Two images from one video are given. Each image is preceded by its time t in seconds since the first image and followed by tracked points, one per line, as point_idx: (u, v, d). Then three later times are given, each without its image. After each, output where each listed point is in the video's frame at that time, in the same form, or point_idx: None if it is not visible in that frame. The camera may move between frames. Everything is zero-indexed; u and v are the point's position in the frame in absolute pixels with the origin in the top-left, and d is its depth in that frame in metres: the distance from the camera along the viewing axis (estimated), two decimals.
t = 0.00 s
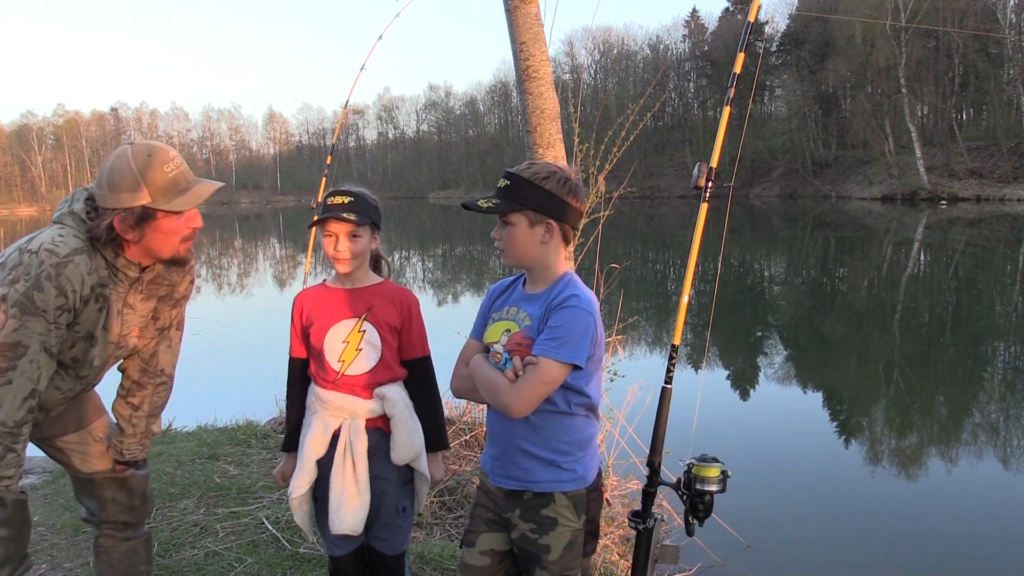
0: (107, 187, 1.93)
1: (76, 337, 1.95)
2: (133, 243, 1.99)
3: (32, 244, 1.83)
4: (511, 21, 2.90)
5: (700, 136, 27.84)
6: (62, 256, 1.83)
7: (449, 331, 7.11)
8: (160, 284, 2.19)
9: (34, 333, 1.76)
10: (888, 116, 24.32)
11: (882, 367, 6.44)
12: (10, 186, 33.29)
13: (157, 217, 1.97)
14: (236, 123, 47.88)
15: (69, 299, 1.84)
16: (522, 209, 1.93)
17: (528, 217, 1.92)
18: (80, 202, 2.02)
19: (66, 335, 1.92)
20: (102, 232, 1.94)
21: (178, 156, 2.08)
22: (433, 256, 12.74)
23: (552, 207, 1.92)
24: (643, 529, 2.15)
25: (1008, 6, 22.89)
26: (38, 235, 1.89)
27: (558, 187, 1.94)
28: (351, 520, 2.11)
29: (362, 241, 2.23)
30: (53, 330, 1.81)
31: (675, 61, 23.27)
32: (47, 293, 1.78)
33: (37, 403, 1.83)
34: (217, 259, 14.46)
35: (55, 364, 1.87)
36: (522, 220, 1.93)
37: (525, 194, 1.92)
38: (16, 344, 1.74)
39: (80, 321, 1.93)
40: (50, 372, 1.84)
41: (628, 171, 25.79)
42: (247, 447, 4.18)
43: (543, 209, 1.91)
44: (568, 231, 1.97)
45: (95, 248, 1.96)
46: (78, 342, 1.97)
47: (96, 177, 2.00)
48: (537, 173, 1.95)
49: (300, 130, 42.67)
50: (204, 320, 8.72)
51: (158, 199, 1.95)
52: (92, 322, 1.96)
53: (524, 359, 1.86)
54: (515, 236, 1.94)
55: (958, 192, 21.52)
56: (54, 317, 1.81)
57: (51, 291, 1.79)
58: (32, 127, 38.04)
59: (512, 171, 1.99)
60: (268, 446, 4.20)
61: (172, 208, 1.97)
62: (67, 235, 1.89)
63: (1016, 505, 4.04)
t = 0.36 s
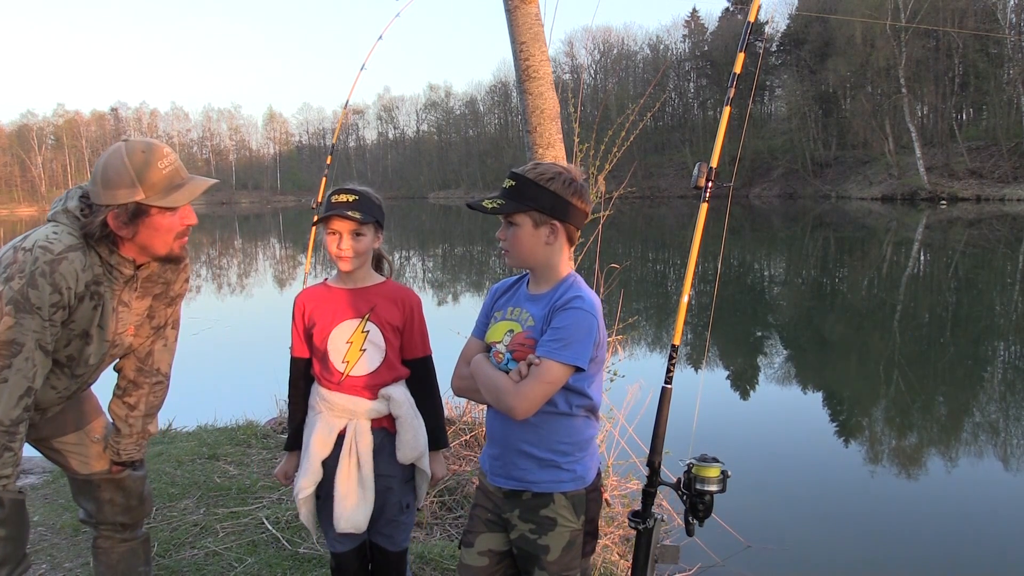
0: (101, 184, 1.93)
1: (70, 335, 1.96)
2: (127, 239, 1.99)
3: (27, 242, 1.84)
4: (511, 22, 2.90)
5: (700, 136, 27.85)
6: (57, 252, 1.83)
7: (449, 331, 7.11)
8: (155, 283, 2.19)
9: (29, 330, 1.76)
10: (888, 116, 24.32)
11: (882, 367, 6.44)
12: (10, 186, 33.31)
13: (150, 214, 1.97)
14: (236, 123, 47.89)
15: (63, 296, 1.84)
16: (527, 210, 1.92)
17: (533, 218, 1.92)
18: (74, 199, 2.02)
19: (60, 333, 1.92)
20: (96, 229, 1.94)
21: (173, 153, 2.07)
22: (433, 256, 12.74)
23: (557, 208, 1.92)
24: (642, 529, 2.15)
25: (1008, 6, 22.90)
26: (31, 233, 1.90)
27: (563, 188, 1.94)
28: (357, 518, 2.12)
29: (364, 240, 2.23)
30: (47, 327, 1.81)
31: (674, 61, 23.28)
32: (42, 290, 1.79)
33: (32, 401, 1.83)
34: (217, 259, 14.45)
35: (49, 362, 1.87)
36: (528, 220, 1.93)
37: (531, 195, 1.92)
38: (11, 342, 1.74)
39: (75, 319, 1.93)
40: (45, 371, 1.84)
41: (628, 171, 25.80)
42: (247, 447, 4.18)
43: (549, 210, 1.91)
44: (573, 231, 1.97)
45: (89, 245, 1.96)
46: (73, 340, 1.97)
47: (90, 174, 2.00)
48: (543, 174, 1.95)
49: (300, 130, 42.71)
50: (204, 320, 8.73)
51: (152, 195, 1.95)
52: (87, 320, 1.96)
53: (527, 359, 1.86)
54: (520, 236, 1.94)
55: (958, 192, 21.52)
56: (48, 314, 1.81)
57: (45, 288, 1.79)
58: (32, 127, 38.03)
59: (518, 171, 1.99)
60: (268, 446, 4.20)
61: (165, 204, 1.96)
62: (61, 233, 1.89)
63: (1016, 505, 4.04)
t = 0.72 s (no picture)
0: (101, 183, 1.93)
1: (70, 334, 1.96)
2: (126, 238, 1.99)
3: (27, 241, 1.84)
4: (511, 21, 2.90)
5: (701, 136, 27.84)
6: (57, 252, 1.84)
7: (449, 332, 7.11)
8: (155, 283, 2.20)
9: (30, 329, 1.76)
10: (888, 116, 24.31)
11: (882, 367, 6.44)
12: (11, 186, 33.29)
13: (150, 213, 1.97)
14: (236, 123, 47.88)
15: (63, 295, 1.84)
16: (527, 211, 1.93)
17: (534, 219, 1.93)
18: (73, 199, 2.02)
19: (60, 332, 1.92)
20: (95, 228, 1.94)
21: (173, 153, 2.08)
22: (433, 256, 12.74)
23: (557, 208, 1.92)
24: (642, 528, 2.15)
25: (1008, 6, 22.90)
26: (31, 232, 1.90)
27: (564, 188, 1.94)
28: (355, 517, 2.13)
29: (365, 240, 2.23)
30: (48, 326, 1.81)
31: (674, 61, 23.25)
32: (42, 289, 1.79)
33: (33, 401, 1.83)
34: (217, 259, 14.44)
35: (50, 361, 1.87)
36: (528, 221, 1.93)
37: (532, 196, 1.92)
38: (12, 341, 1.74)
39: (75, 319, 1.94)
40: (45, 370, 1.84)
41: (628, 171, 25.79)
42: (247, 447, 4.18)
43: (549, 210, 1.91)
44: (575, 232, 1.97)
45: (89, 244, 1.96)
46: (73, 339, 1.97)
47: (90, 174, 2.01)
48: (544, 175, 1.95)
49: (300, 130, 42.70)
50: (205, 320, 8.73)
51: (151, 194, 1.95)
52: (86, 319, 1.96)
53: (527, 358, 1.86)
54: (521, 237, 1.94)
55: (958, 191, 21.53)
56: (49, 313, 1.81)
57: (45, 287, 1.79)
58: (32, 127, 38.00)
59: (519, 172, 1.99)
60: (268, 446, 4.20)
61: (165, 203, 1.96)
62: (61, 232, 1.90)
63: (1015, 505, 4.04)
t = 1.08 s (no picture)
0: (104, 184, 1.94)
1: (74, 334, 1.96)
2: (130, 238, 1.98)
3: (31, 242, 1.84)
4: (511, 22, 2.90)
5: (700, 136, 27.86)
6: (61, 252, 1.84)
7: (449, 332, 7.10)
8: (157, 283, 2.20)
9: (33, 329, 1.76)
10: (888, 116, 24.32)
11: (882, 367, 6.44)
12: (10, 186, 33.29)
13: (152, 214, 1.98)
14: (236, 123, 47.86)
15: (67, 295, 1.84)
16: (528, 211, 1.93)
17: (536, 219, 1.93)
18: (77, 199, 2.02)
19: (64, 332, 1.93)
20: (99, 229, 1.94)
21: (176, 153, 2.08)
22: (433, 256, 12.74)
23: (559, 208, 1.92)
24: (642, 529, 2.15)
25: (1008, 6, 22.90)
26: (35, 232, 1.89)
27: (564, 188, 1.94)
28: (356, 516, 2.13)
29: (376, 240, 2.23)
30: (51, 327, 1.81)
31: (674, 60, 23.24)
32: (46, 289, 1.79)
33: (36, 402, 1.83)
34: (217, 259, 14.43)
35: (53, 361, 1.87)
36: (530, 221, 1.93)
37: (535, 196, 1.93)
38: (15, 341, 1.74)
39: (78, 319, 1.93)
40: (49, 370, 1.84)
41: (629, 171, 25.77)
42: (247, 447, 4.18)
43: (551, 211, 1.92)
44: (576, 233, 1.98)
45: (92, 245, 1.96)
46: (76, 339, 1.98)
47: (93, 174, 2.00)
48: (544, 175, 1.96)
49: (300, 130, 42.67)
50: (205, 320, 8.73)
51: (155, 196, 1.96)
52: (89, 320, 1.96)
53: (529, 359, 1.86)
54: (523, 237, 1.94)
55: (958, 192, 21.55)
56: (52, 314, 1.81)
57: (49, 287, 1.79)
58: (32, 127, 37.99)
59: (520, 172, 2.00)
60: (268, 446, 4.20)
61: (168, 204, 1.97)
62: (65, 232, 1.90)
63: (1016, 505, 4.04)
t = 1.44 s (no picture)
0: (110, 184, 1.94)
1: (78, 335, 1.96)
2: (133, 239, 1.98)
3: (35, 242, 1.83)
4: (511, 21, 2.89)
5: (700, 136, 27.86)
6: (66, 253, 1.83)
7: (449, 332, 7.10)
8: (161, 284, 2.19)
9: (38, 330, 1.76)
10: (888, 116, 24.32)
11: (882, 367, 6.44)
12: (10, 186, 33.28)
13: (157, 215, 1.98)
14: (236, 123, 47.87)
15: (72, 296, 1.84)
16: (527, 210, 1.93)
17: (535, 219, 1.93)
18: (81, 200, 2.02)
19: (68, 333, 1.92)
20: (104, 229, 1.93)
21: (180, 154, 2.08)
22: (433, 256, 12.74)
23: (558, 208, 1.92)
24: (642, 529, 2.15)
25: (1008, 6, 22.91)
26: (39, 233, 1.89)
27: (563, 188, 1.94)
28: (360, 515, 2.12)
29: (383, 240, 2.23)
30: (56, 327, 1.81)
31: (674, 61, 23.24)
32: (50, 290, 1.78)
33: (40, 402, 1.83)
34: (217, 259, 14.44)
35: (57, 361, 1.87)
36: (529, 221, 1.93)
37: (534, 195, 1.92)
38: (19, 342, 1.74)
39: (82, 319, 1.93)
40: (53, 370, 1.84)
41: (628, 171, 25.77)
42: (247, 447, 4.18)
43: (550, 210, 1.92)
44: (575, 232, 1.97)
45: (97, 245, 1.95)
46: (79, 339, 1.97)
47: (98, 175, 2.00)
48: (543, 175, 1.95)
49: (300, 130, 42.67)
50: (205, 320, 8.73)
51: (159, 197, 1.96)
52: (93, 320, 1.96)
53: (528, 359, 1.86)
54: (522, 237, 1.94)
55: (958, 192, 21.55)
56: (57, 314, 1.81)
57: (54, 287, 1.79)
58: (32, 127, 37.99)
59: (518, 172, 1.99)
60: (268, 446, 4.20)
61: (172, 206, 1.98)
62: (69, 233, 1.89)
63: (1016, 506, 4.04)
